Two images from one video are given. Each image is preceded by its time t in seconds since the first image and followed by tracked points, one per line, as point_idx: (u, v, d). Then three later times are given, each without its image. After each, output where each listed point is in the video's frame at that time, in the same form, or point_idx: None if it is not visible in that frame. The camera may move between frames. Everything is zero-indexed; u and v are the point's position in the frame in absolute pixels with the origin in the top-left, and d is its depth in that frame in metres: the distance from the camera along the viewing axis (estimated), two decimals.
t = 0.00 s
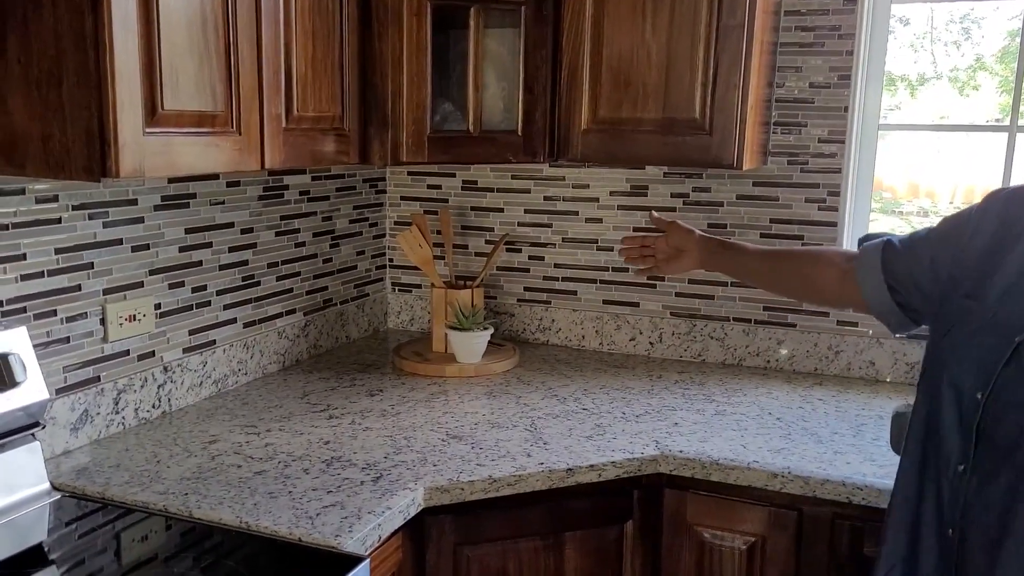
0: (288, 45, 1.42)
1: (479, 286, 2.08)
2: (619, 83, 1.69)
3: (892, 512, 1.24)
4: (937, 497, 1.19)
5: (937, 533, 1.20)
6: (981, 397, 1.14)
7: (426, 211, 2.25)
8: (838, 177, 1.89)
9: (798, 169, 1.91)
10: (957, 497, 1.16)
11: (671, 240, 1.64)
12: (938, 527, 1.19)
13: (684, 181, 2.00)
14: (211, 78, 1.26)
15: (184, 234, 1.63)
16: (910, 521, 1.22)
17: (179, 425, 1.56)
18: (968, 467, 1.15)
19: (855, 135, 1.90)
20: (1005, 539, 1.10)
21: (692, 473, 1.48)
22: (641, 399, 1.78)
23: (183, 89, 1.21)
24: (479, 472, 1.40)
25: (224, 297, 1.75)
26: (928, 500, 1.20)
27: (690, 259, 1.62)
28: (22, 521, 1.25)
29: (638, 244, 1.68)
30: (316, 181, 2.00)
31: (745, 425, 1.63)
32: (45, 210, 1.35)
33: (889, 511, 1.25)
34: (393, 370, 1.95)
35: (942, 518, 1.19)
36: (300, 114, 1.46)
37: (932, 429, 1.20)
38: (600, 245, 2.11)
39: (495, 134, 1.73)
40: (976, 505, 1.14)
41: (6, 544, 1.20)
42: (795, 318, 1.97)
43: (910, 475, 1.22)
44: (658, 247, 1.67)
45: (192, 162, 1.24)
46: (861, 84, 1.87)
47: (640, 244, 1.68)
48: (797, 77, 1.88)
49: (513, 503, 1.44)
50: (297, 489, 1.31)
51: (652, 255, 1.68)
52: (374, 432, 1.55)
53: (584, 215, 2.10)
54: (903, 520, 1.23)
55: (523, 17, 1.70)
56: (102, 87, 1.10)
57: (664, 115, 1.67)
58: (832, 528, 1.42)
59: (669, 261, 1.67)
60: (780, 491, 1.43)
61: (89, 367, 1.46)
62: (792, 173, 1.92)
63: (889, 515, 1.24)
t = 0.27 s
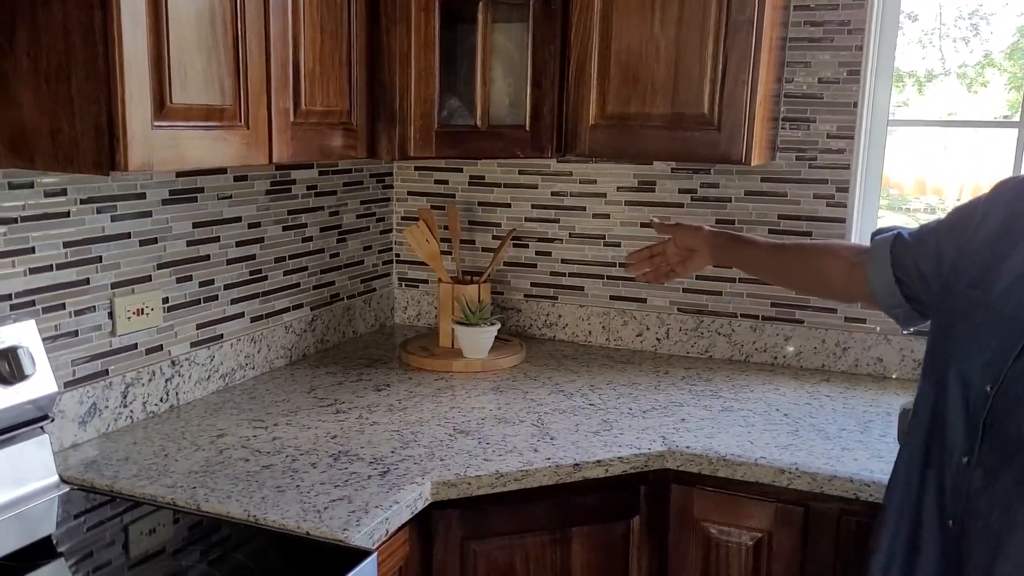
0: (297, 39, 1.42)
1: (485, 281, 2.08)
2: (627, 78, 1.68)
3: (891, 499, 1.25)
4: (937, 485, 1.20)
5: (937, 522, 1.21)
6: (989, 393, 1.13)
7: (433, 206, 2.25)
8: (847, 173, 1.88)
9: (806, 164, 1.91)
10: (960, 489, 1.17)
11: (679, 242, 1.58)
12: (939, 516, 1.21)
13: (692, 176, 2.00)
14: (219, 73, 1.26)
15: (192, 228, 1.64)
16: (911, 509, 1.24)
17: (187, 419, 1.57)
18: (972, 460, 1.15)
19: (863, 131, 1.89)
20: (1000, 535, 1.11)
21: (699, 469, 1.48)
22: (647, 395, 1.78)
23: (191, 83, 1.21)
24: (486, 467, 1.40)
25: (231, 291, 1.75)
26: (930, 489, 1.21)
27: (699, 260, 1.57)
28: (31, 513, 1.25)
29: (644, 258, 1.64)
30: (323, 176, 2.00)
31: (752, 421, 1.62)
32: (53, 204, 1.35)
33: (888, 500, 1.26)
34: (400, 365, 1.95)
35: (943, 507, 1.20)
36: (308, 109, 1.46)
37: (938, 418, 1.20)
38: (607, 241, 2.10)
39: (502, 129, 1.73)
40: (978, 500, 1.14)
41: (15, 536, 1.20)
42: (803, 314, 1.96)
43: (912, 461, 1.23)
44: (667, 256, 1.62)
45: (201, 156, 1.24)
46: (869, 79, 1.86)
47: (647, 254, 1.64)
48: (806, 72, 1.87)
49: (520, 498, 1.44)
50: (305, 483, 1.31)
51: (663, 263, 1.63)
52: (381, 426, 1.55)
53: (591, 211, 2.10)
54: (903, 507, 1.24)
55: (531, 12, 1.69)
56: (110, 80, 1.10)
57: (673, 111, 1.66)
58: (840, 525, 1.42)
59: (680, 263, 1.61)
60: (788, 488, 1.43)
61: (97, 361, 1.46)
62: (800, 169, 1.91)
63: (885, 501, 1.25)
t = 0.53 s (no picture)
0: (306, 32, 1.41)
1: (494, 275, 2.08)
2: (636, 71, 1.68)
3: (868, 489, 1.25)
4: (914, 475, 1.20)
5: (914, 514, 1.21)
6: (970, 386, 1.14)
7: (441, 200, 2.24)
8: (857, 167, 1.87)
9: (816, 158, 1.90)
10: (940, 480, 1.17)
11: (682, 232, 1.64)
12: (916, 507, 1.21)
13: (701, 171, 1.99)
14: (227, 65, 1.25)
15: (201, 221, 1.64)
16: (886, 499, 1.24)
17: (195, 411, 1.57)
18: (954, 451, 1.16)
19: (874, 124, 1.88)
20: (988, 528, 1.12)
21: (707, 464, 1.48)
22: (656, 389, 1.77)
23: (200, 76, 1.21)
24: (494, 461, 1.40)
25: (240, 285, 1.75)
26: (907, 479, 1.21)
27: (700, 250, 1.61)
28: (40, 505, 1.26)
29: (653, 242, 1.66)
30: (332, 170, 2.00)
31: (761, 416, 1.62)
32: (62, 196, 1.35)
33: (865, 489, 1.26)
34: (408, 358, 1.95)
35: (920, 498, 1.20)
36: (317, 102, 1.46)
37: (915, 409, 1.20)
38: (615, 235, 2.10)
39: (511, 122, 1.72)
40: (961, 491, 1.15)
41: (25, 528, 1.21)
42: (812, 309, 1.95)
43: (889, 450, 1.23)
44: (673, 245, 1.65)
45: (209, 148, 1.24)
46: (879, 73, 1.85)
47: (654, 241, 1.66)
48: (817, 66, 1.86)
49: (527, 492, 1.44)
50: (313, 476, 1.31)
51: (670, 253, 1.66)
52: (389, 420, 1.55)
53: (600, 205, 2.09)
54: (878, 496, 1.25)
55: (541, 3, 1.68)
56: (119, 72, 1.10)
57: (682, 104, 1.65)
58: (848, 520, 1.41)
59: (681, 252, 1.65)
60: (796, 483, 1.42)
61: (106, 353, 1.46)
62: (811, 163, 1.90)
63: (861, 489, 1.26)
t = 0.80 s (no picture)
0: (316, 25, 1.41)
1: (503, 270, 2.07)
2: (647, 65, 1.67)
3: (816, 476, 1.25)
4: (847, 463, 1.20)
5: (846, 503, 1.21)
6: (895, 371, 1.13)
7: (450, 194, 2.24)
8: (869, 163, 1.86)
9: (828, 154, 1.89)
10: (869, 468, 1.17)
11: (645, 235, 1.58)
12: (850, 495, 1.20)
13: (711, 166, 1.98)
14: (238, 60, 1.25)
15: (211, 215, 1.64)
16: (828, 486, 1.24)
17: (205, 405, 1.58)
18: (880, 441, 1.15)
19: (886, 120, 1.87)
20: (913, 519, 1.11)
21: (717, 460, 1.47)
22: (665, 385, 1.77)
23: (211, 70, 1.21)
24: (502, 456, 1.40)
25: (250, 278, 1.76)
26: (844, 467, 1.21)
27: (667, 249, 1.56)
28: (51, 498, 1.26)
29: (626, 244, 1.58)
30: (342, 164, 2.00)
31: (770, 413, 1.61)
32: (74, 190, 1.36)
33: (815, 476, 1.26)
34: (417, 353, 1.95)
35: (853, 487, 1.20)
36: (327, 96, 1.46)
37: (850, 399, 1.19)
38: (625, 230, 2.09)
39: (521, 117, 1.72)
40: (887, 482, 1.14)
41: (36, 520, 1.21)
42: (822, 305, 1.94)
43: (831, 438, 1.23)
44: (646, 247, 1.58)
45: (220, 143, 1.24)
46: (892, 69, 1.85)
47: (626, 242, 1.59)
48: (830, 61, 1.85)
49: (536, 487, 1.44)
50: (322, 470, 1.31)
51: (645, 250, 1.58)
52: (398, 414, 1.56)
53: (609, 200, 2.09)
54: (823, 483, 1.24)
55: None
56: (130, 66, 1.10)
57: (693, 99, 1.64)
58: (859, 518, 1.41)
59: (646, 254, 1.58)
60: (806, 480, 1.42)
61: (117, 347, 1.47)
62: (822, 158, 1.89)
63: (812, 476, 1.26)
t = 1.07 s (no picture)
0: (326, 20, 1.41)
1: (512, 266, 2.07)
2: (657, 61, 1.66)
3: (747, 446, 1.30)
4: (774, 428, 1.26)
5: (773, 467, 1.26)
6: (811, 343, 1.17)
7: (459, 190, 2.24)
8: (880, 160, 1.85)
9: (839, 151, 1.88)
10: (792, 433, 1.22)
11: (603, 227, 1.56)
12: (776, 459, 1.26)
13: (721, 162, 1.98)
14: (248, 55, 1.26)
15: (221, 210, 1.64)
16: (760, 456, 1.29)
17: (215, 400, 1.58)
18: (802, 408, 1.20)
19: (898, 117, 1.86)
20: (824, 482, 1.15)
21: (726, 458, 1.47)
22: (674, 382, 1.77)
23: (222, 65, 1.21)
24: (511, 452, 1.40)
25: (259, 274, 1.76)
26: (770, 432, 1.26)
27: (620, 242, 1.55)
28: (61, 492, 1.27)
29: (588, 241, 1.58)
30: (351, 160, 2.00)
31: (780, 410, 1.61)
32: (86, 185, 1.36)
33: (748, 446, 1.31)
34: (425, 348, 1.96)
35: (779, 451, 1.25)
36: (337, 91, 1.46)
37: (776, 372, 1.24)
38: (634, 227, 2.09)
39: (530, 113, 1.72)
40: (807, 445, 1.19)
41: (46, 514, 1.22)
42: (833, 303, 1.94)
43: (760, 410, 1.28)
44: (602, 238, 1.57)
45: (231, 138, 1.24)
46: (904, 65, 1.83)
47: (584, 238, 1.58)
48: (841, 57, 1.84)
49: (545, 483, 1.44)
50: (332, 466, 1.31)
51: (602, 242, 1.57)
52: (407, 410, 1.56)
53: (619, 196, 2.09)
54: (755, 452, 1.29)
55: None
56: (142, 60, 1.10)
57: (703, 95, 1.64)
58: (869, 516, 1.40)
59: (604, 247, 1.56)
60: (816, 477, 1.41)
61: (127, 341, 1.47)
62: (833, 155, 1.88)
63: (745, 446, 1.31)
